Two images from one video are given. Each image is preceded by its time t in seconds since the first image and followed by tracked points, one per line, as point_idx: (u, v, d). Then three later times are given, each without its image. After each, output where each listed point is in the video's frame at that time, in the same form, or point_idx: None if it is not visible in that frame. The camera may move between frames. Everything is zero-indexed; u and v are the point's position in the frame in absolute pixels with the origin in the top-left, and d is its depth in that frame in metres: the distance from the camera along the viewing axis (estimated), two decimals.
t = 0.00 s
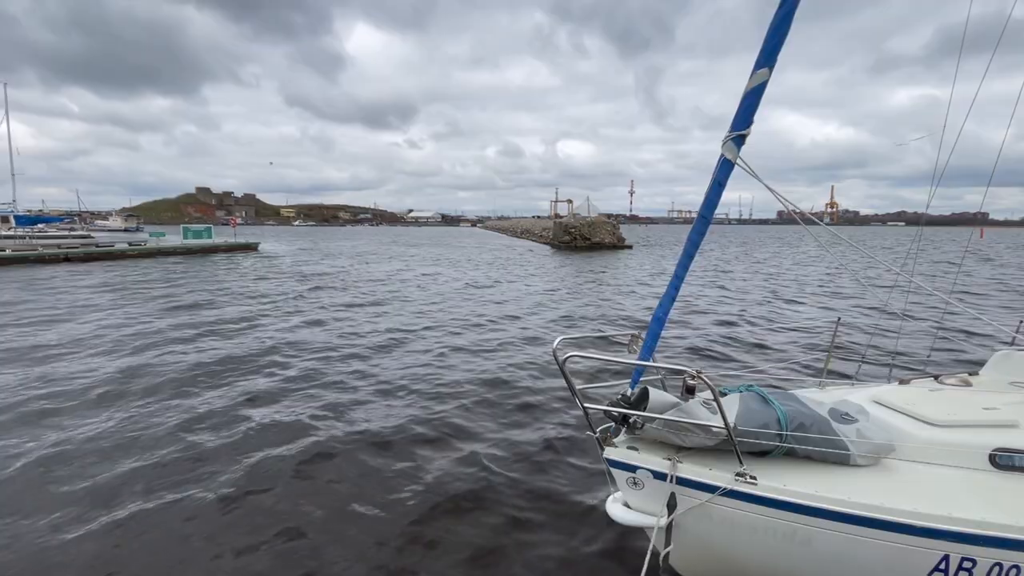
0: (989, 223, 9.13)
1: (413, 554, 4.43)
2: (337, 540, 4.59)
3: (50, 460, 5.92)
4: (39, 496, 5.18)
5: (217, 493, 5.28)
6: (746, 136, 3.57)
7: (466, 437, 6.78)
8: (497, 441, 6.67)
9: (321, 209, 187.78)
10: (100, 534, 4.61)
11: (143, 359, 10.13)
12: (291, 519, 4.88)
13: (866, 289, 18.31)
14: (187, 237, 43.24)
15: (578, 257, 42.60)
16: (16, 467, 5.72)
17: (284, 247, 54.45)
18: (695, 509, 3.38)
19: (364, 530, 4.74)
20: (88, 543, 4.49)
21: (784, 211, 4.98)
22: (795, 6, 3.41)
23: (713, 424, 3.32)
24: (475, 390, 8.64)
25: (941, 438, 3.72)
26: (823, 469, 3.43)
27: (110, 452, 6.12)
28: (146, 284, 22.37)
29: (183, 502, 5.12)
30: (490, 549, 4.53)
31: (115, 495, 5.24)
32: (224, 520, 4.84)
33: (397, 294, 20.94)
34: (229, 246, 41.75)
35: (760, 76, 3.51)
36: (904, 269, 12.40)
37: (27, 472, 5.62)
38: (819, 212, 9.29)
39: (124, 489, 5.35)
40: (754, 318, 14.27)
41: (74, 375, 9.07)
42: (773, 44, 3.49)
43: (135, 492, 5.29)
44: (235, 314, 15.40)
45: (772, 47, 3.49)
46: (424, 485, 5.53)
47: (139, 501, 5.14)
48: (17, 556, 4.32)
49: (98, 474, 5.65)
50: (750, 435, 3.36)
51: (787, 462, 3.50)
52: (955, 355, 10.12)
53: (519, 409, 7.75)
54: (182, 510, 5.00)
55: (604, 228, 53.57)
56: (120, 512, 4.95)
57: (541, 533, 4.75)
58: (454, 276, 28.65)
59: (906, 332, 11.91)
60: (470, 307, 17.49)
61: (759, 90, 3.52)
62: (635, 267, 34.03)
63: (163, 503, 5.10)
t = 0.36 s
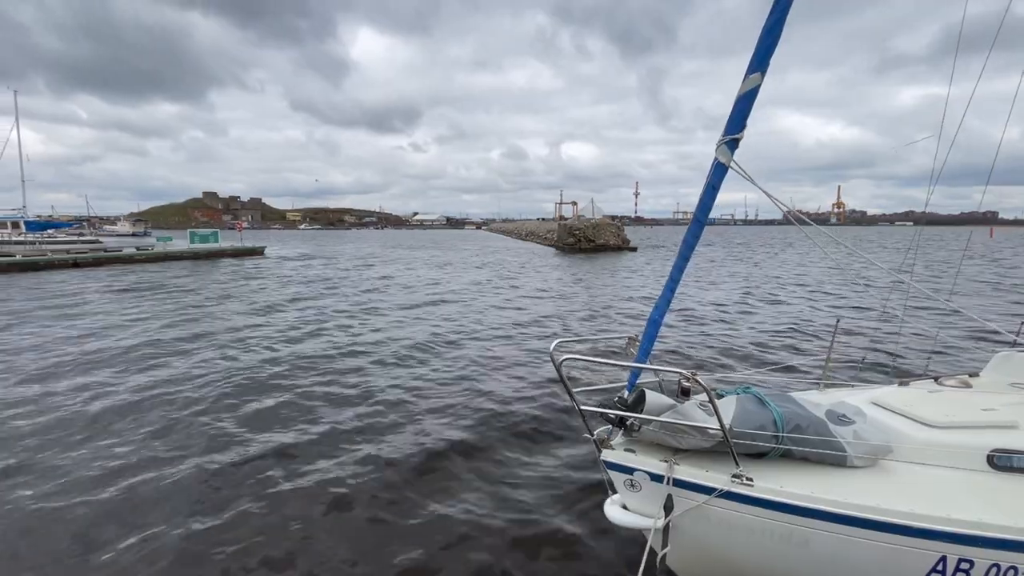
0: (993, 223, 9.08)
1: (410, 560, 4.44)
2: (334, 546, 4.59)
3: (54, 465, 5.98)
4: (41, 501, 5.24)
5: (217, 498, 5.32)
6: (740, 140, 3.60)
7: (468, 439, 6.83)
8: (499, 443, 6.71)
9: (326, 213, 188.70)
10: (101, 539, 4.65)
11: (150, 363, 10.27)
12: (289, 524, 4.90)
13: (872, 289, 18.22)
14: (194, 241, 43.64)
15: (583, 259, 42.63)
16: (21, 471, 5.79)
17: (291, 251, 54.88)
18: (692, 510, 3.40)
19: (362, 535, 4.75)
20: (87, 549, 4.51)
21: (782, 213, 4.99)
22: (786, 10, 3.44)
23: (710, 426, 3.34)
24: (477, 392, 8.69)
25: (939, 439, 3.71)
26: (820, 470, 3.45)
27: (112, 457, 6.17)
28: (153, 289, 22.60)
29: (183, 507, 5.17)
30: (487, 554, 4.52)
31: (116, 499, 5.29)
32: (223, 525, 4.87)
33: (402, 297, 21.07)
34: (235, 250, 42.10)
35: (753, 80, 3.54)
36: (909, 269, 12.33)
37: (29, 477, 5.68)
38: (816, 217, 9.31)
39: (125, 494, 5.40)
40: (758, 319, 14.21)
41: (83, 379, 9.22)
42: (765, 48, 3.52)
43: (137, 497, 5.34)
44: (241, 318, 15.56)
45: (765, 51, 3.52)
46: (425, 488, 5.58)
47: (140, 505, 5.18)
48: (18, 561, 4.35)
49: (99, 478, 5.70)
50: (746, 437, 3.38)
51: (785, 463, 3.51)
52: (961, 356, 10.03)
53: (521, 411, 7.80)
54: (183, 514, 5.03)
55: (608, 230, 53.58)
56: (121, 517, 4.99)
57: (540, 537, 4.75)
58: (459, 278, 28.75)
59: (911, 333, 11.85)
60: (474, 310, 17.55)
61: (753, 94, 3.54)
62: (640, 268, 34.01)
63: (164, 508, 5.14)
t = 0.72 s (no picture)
0: (1006, 221, 8.96)
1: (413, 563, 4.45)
2: (339, 548, 4.64)
3: (63, 467, 6.05)
4: (49, 503, 5.30)
5: (223, 500, 5.36)
6: (740, 140, 3.60)
7: (473, 441, 6.86)
8: (504, 444, 6.74)
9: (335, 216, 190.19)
10: (108, 540, 4.70)
11: (162, 365, 10.42)
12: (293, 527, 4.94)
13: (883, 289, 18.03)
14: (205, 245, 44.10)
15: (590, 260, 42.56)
16: (31, 473, 5.88)
17: (300, 254, 55.33)
18: (695, 510, 3.41)
19: (366, 538, 4.77)
20: (93, 551, 4.56)
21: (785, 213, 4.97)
22: (786, 10, 3.44)
23: (712, 426, 3.35)
24: (483, 394, 8.73)
25: (945, 440, 3.68)
26: (824, 470, 3.43)
27: (120, 458, 6.25)
28: (164, 292, 22.87)
29: (189, 508, 5.22)
30: (491, 558, 4.53)
31: (127, 499, 5.38)
32: (229, 527, 4.92)
33: (409, 299, 21.18)
34: (246, 253, 42.55)
35: (754, 80, 3.54)
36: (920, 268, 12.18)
37: (38, 479, 5.76)
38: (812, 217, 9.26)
39: (135, 494, 5.49)
40: (765, 320, 14.10)
41: (96, 381, 9.37)
42: (765, 48, 3.52)
43: (144, 498, 5.40)
44: (251, 321, 15.73)
45: (764, 51, 3.52)
46: (431, 490, 5.62)
47: (147, 507, 5.23)
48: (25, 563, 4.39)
49: (107, 480, 5.77)
50: (750, 436, 3.37)
51: (788, 463, 3.50)
52: (972, 357, 9.89)
53: (526, 413, 7.82)
54: (189, 516, 5.08)
55: (615, 230, 53.49)
56: (128, 518, 5.04)
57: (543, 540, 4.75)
58: (466, 280, 28.83)
59: (922, 333, 11.72)
60: (481, 312, 17.61)
61: (753, 94, 3.54)
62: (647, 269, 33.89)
63: (171, 509, 5.19)
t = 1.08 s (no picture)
0: None
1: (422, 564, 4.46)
2: (349, 546, 4.69)
3: (83, 467, 6.21)
4: (68, 505, 5.42)
5: (236, 499, 5.45)
6: (747, 140, 3.58)
7: (483, 441, 6.88)
8: (514, 445, 6.75)
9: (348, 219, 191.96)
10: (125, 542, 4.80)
11: (179, 367, 10.62)
12: (304, 528, 4.99)
13: (902, 288, 17.67)
14: (222, 248, 44.78)
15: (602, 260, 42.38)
16: (51, 474, 6.03)
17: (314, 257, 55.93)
18: (703, 511, 3.39)
19: (376, 539, 4.80)
20: (110, 552, 4.66)
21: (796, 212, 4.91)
22: (793, 8, 3.41)
23: (719, 427, 3.33)
24: (493, 395, 8.74)
25: (961, 442, 3.61)
26: (835, 472, 3.39)
27: (137, 458, 6.39)
28: (181, 295, 23.30)
29: (204, 509, 5.30)
30: (498, 558, 4.54)
31: (144, 499, 5.50)
32: (241, 528, 4.99)
33: (421, 301, 21.28)
34: (261, 256, 43.12)
35: (760, 78, 3.51)
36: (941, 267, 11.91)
37: (58, 480, 5.91)
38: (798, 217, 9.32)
39: (152, 494, 5.61)
40: (779, 320, 13.92)
41: (115, 383, 9.58)
42: (771, 47, 3.50)
43: (159, 499, 5.50)
44: (265, 323, 15.94)
45: (771, 50, 3.50)
46: (441, 489, 5.66)
47: (162, 508, 5.33)
48: (44, 564, 4.50)
49: (125, 481, 5.89)
50: (758, 437, 3.34)
51: (798, 465, 3.47)
52: (993, 358, 9.65)
53: (536, 413, 7.83)
54: (203, 516, 5.17)
55: (627, 231, 53.16)
56: (143, 518, 5.14)
57: (552, 541, 4.74)
58: (478, 282, 28.89)
59: (941, 333, 11.47)
60: (492, 313, 17.63)
61: (760, 93, 3.52)
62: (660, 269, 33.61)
63: (185, 510, 5.28)
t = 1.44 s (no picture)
0: None
1: (440, 564, 4.48)
2: (367, 543, 4.75)
3: (111, 463, 6.39)
4: (96, 499, 5.57)
5: (257, 496, 5.56)
6: (766, 138, 3.53)
7: (499, 441, 6.90)
8: (530, 445, 6.76)
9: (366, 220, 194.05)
10: (150, 536, 4.92)
11: (202, 366, 10.87)
12: (322, 526, 5.03)
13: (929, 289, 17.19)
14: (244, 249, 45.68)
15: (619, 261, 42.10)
16: (80, 470, 6.20)
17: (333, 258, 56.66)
18: (722, 514, 3.35)
19: (392, 538, 4.83)
20: (135, 546, 4.78)
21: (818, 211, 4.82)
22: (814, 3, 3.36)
23: (738, 428, 3.29)
24: (509, 395, 8.76)
25: (991, 446, 3.50)
26: (858, 476, 3.33)
27: (162, 455, 6.55)
28: (204, 296, 23.80)
29: (225, 507, 5.39)
30: (514, 558, 4.55)
31: (169, 494, 5.64)
32: (261, 525, 5.07)
33: (437, 301, 21.40)
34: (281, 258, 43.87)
35: (780, 76, 3.47)
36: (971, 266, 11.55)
37: (88, 474, 6.09)
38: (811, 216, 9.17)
39: (176, 488, 5.75)
40: (800, 320, 13.68)
41: (142, 381, 9.84)
42: (791, 44, 3.45)
43: (183, 495, 5.63)
44: (285, 324, 16.21)
45: (791, 46, 3.45)
46: (457, 489, 5.69)
47: (185, 504, 5.44)
48: (73, 556, 4.64)
49: (150, 476, 6.03)
50: (778, 440, 3.30)
51: (820, 468, 3.41)
52: None
53: (552, 414, 7.82)
54: (225, 512, 5.27)
55: (645, 230, 52.69)
56: (168, 513, 5.28)
57: (569, 543, 4.72)
58: (495, 282, 28.97)
59: (971, 335, 11.13)
60: (508, 314, 17.64)
61: (779, 91, 3.47)
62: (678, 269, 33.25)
63: (208, 506, 5.39)
